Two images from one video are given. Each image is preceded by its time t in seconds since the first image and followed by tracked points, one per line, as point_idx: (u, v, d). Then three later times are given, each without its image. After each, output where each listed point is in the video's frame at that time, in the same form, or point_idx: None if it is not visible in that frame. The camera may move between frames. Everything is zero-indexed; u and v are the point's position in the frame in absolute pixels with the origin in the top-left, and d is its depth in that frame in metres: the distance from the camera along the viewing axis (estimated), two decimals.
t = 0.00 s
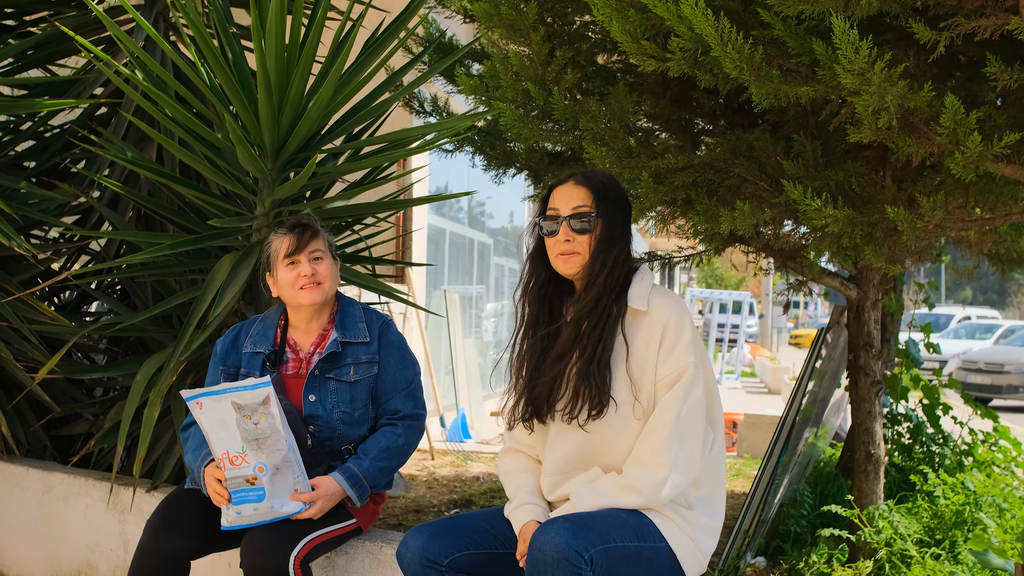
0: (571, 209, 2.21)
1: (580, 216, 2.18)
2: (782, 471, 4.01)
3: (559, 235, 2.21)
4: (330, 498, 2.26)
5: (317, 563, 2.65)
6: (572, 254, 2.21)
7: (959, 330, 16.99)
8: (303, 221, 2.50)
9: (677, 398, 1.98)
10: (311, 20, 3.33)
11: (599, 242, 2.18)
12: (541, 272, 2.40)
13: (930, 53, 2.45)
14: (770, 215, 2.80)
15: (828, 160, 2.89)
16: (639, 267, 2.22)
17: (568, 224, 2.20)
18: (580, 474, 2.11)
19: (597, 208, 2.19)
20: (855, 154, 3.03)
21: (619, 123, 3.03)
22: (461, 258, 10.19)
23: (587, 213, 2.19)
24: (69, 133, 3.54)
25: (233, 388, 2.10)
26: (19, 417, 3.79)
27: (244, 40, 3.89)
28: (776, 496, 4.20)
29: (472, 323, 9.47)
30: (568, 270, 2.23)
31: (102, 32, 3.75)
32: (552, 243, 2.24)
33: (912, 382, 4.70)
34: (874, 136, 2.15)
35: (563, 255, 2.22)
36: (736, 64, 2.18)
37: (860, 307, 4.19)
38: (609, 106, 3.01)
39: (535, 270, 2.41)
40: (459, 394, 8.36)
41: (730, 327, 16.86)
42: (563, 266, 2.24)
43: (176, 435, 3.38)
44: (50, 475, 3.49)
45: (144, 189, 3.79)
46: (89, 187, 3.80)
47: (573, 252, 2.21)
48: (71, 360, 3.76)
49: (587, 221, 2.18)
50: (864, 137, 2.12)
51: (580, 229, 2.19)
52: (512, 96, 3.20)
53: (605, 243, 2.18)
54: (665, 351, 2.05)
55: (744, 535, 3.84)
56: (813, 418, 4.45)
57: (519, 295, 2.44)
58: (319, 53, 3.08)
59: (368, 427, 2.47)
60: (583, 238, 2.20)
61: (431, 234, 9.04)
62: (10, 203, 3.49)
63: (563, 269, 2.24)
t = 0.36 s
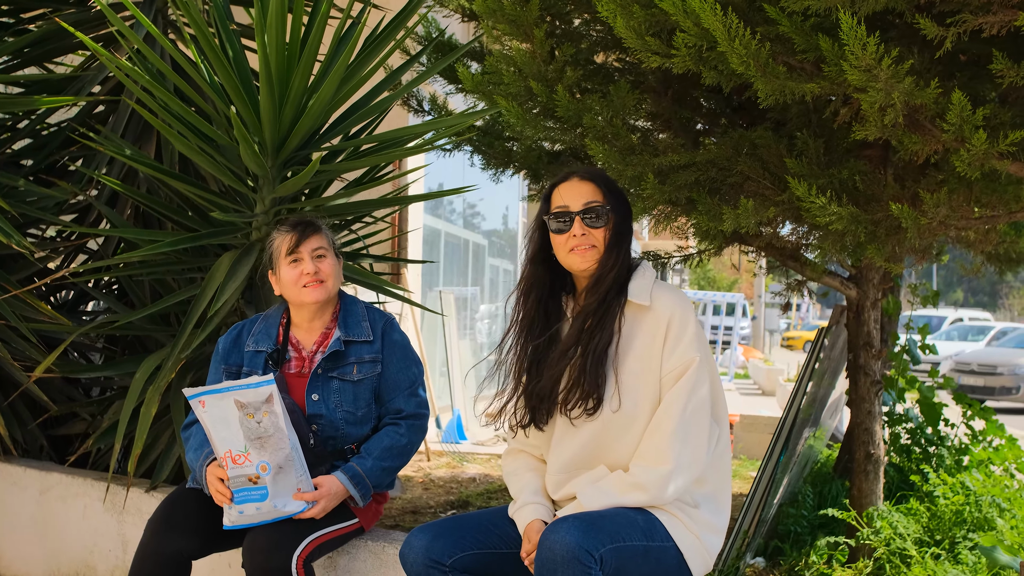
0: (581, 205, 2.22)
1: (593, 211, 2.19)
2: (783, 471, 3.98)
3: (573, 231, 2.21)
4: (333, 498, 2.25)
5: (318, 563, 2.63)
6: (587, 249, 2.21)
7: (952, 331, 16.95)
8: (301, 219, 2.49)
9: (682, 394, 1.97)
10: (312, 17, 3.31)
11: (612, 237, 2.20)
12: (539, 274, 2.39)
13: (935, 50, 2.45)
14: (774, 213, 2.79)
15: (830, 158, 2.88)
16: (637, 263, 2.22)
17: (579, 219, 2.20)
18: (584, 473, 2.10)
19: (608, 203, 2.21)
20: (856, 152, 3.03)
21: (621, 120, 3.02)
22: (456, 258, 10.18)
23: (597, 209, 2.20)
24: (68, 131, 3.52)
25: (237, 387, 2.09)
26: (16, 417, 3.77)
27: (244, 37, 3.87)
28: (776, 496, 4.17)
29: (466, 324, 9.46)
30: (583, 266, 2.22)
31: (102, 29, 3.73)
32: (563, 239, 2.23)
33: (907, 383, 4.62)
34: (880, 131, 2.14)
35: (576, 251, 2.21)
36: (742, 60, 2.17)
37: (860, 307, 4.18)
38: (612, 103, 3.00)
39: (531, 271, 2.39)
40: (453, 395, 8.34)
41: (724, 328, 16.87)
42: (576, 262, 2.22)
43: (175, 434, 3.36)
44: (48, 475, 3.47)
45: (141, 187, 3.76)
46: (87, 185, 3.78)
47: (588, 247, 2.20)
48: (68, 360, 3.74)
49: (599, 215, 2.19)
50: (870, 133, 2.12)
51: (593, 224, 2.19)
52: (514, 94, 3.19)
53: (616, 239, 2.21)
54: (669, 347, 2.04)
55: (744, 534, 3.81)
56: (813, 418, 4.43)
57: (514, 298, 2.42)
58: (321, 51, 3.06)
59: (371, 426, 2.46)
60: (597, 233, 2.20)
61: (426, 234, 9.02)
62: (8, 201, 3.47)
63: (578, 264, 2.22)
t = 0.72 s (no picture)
0: (589, 199, 2.22)
1: (601, 206, 2.18)
2: (783, 467, 3.96)
3: (580, 226, 2.20)
4: (334, 494, 2.23)
5: (318, 560, 2.62)
6: (594, 244, 2.20)
7: (946, 329, 17.00)
8: (304, 215, 2.48)
9: (687, 390, 1.96)
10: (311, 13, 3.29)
11: (621, 232, 2.20)
12: (546, 269, 2.39)
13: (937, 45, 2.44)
14: (775, 209, 2.78)
15: (831, 154, 2.88)
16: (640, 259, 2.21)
17: (588, 213, 2.19)
18: (588, 469, 2.09)
19: (616, 198, 2.22)
20: (857, 148, 3.02)
21: (622, 116, 3.01)
22: (452, 256, 10.16)
23: (606, 203, 2.20)
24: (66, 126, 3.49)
25: (237, 382, 2.08)
26: (13, 415, 3.75)
27: (243, 32, 3.85)
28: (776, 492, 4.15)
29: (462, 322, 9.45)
30: (589, 260, 2.21)
31: (99, 23, 3.70)
32: (571, 233, 2.22)
33: (905, 379, 4.61)
34: (883, 126, 2.13)
35: (583, 246, 2.20)
36: (744, 54, 2.16)
37: (860, 303, 4.17)
38: (612, 98, 2.98)
39: (538, 266, 2.39)
40: (450, 392, 8.33)
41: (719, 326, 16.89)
42: (584, 256, 2.21)
43: (173, 432, 3.34)
44: (45, 473, 3.45)
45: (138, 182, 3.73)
46: (85, 181, 3.76)
47: (595, 242, 2.20)
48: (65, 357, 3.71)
49: (607, 210, 2.18)
50: (873, 127, 2.11)
51: (601, 219, 2.19)
52: (515, 89, 3.18)
53: (625, 235, 2.20)
54: (674, 343, 2.04)
55: (744, 530, 3.79)
56: (812, 414, 4.41)
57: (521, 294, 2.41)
58: (322, 46, 3.04)
59: (372, 422, 2.44)
60: (605, 228, 2.20)
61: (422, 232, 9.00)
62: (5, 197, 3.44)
63: (585, 259, 2.21)
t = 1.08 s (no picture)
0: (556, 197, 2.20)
1: (556, 203, 2.17)
2: (780, 466, 3.95)
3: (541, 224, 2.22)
4: (332, 492, 2.22)
5: (315, 559, 2.60)
6: (556, 243, 2.20)
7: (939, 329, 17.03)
8: (308, 213, 2.47)
9: (690, 394, 1.94)
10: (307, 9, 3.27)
11: (576, 230, 2.14)
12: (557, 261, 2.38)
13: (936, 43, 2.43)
14: (774, 206, 2.78)
15: (829, 151, 2.88)
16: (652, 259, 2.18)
17: (547, 212, 2.20)
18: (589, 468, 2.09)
19: (577, 193, 2.15)
20: (854, 146, 3.02)
21: (620, 114, 2.99)
22: (446, 255, 10.15)
23: (565, 199, 2.17)
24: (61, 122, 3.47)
25: (234, 379, 2.06)
26: (6, 414, 3.72)
27: (239, 29, 3.83)
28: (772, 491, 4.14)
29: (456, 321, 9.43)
30: (554, 259, 2.23)
31: (95, 20, 3.67)
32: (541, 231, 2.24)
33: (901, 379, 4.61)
34: (883, 123, 2.13)
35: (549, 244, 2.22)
36: (745, 50, 2.15)
37: (856, 302, 4.17)
38: (610, 96, 2.97)
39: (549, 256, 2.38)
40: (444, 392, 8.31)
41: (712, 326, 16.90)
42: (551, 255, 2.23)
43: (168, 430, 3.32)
44: (39, 472, 3.43)
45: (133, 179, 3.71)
46: (80, 179, 3.73)
47: (553, 240, 2.20)
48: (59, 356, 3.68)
49: (562, 207, 2.16)
50: (873, 124, 2.10)
51: (556, 216, 2.18)
52: (513, 86, 3.17)
53: (584, 228, 2.14)
54: (676, 345, 2.02)
55: (740, 529, 3.78)
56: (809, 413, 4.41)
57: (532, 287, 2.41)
58: (317, 43, 3.02)
59: (370, 420, 2.43)
60: (560, 225, 2.18)
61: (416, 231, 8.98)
62: None
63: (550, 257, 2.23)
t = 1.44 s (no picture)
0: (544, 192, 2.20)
1: (546, 201, 2.17)
2: (775, 466, 3.95)
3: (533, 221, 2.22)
4: (327, 491, 2.21)
5: (310, 559, 2.59)
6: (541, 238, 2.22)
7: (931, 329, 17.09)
8: (304, 211, 2.45)
9: (685, 396, 1.93)
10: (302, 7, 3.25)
11: (560, 228, 2.14)
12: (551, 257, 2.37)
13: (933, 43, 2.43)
14: (771, 205, 2.78)
15: (825, 150, 2.88)
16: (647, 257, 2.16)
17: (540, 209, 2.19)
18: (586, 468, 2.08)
19: (567, 190, 2.14)
20: (850, 146, 3.02)
21: (617, 112, 2.99)
22: (438, 255, 10.13)
23: (556, 197, 2.16)
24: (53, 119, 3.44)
25: (230, 378, 2.05)
26: None
27: (232, 26, 3.81)
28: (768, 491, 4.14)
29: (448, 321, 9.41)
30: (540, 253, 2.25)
31: (89, 16, 3.65)
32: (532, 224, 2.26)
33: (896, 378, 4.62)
34: (880, 122, 2.13)
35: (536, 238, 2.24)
36: (743, 48, 2.14)
37: (851, 301, 4.17)
38: (607, 94, 2.96)
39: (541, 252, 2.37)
40: (437, 392, 8.30)
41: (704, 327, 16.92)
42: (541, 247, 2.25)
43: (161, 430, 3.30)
44: (32, 472, 3.40)
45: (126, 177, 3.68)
46: (72, 177, 3.71)
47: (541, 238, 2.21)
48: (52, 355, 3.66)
49: (552, 205, 2.16)
50: (871, 123, 2.10)
51: (548, 215, 2.17)
52: (509, 85, 3.16)
53: (568, 227, 2.13)
54: (670, 346, 2.00)
55: (736, 529, 3.78)
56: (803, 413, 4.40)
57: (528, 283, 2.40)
58: (313, 40, 3.00)
59: (366, 419, 2.42)
60: (550, 224, 2.18)
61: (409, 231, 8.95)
62: None
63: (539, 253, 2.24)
